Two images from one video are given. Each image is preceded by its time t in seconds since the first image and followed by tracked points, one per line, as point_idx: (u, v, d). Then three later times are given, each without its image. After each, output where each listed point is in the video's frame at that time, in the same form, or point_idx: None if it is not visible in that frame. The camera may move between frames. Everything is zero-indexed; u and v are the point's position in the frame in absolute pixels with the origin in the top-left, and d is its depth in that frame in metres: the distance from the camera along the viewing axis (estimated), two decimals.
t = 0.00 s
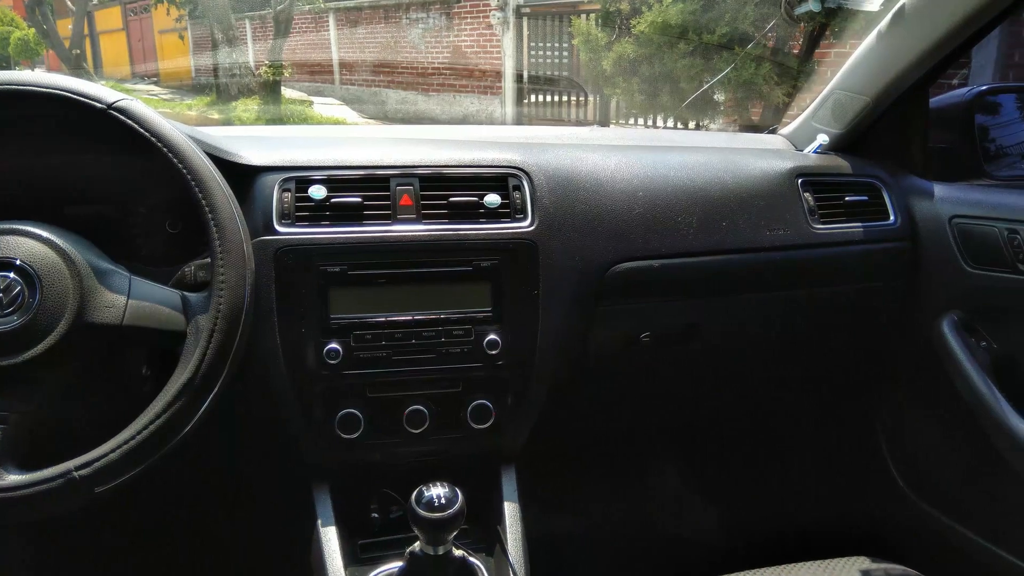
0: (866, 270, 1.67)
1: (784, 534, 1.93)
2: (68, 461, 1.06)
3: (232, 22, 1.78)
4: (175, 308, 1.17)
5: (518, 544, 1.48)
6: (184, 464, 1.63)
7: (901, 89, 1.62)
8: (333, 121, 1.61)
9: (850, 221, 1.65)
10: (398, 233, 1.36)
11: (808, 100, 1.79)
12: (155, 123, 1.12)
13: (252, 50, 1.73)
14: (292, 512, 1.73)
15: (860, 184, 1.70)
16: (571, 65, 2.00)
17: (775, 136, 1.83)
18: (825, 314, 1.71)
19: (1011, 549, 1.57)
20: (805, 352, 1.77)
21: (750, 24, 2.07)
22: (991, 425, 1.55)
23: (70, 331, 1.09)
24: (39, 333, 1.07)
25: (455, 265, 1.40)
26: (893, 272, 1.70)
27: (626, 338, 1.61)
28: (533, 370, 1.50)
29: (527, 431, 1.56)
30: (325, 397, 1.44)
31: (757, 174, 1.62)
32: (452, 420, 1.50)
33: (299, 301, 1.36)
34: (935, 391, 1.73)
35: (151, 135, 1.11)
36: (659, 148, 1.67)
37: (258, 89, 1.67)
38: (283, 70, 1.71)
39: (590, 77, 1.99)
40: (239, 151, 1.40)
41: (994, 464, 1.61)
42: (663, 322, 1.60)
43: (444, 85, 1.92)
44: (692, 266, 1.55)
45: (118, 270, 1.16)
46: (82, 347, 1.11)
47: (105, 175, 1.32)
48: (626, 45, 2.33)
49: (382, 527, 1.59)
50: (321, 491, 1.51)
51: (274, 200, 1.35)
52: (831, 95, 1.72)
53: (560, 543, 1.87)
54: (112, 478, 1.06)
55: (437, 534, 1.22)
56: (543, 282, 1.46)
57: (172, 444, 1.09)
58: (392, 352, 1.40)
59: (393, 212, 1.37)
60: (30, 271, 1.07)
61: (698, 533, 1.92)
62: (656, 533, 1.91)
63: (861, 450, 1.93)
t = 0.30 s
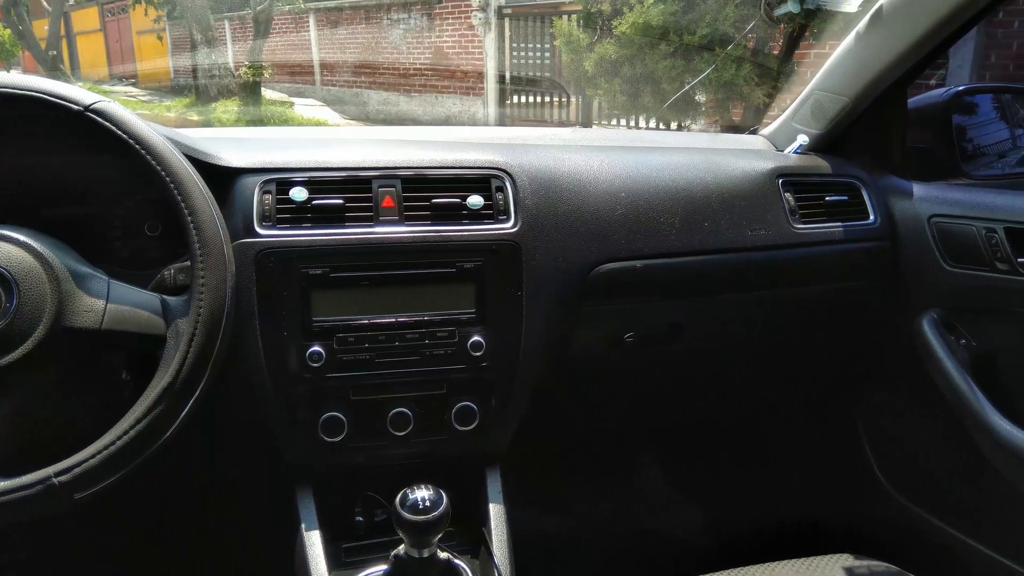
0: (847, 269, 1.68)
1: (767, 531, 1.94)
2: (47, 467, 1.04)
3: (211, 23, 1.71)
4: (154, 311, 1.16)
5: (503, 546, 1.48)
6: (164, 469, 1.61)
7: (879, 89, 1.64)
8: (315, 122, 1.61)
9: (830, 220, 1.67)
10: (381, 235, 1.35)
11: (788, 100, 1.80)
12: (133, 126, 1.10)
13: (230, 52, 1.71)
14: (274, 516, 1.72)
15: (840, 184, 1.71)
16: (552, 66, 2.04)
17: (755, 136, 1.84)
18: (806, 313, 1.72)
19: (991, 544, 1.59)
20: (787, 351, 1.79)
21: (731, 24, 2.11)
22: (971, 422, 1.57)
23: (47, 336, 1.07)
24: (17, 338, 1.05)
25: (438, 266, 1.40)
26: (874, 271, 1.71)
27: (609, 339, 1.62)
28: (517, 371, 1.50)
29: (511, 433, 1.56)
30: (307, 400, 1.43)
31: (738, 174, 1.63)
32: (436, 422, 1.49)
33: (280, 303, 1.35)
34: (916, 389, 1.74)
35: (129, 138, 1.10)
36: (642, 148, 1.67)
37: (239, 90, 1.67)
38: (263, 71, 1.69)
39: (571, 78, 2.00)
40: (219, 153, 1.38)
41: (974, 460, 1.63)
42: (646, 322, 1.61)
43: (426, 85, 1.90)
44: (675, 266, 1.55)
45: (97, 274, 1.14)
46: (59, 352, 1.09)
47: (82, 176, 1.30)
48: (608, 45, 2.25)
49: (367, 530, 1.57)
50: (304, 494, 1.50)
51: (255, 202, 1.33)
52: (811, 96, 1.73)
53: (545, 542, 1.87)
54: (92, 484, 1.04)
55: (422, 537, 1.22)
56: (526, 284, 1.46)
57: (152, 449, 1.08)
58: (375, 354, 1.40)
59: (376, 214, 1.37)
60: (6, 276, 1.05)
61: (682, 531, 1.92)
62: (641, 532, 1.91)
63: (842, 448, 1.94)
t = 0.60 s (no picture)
0: (832, 265, 1.69)
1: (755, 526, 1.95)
2: (31, 467, 1.03)
3: (195, 19, 1.71)
4: (139, 309, 1.15)
5: (492, 542, 1.49)
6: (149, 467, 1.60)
7: (864, 87, 1.65)
8: (301, 118, 1.60)
9: (815, 217, 1.68)
10: (368, 231, 1.35)
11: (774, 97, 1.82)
12: (117, 123, 1.09)
13: (216, 48, 1.70)
14: (260, 515, 1.71)
15: (825, 180, 1.72)
16: (540, 62, 2.03)
17: (741, 133, 1.86)
18: (793, 308, 1.73)
19: (975, 537, 1.61)
20: (773, 346, 1.80)
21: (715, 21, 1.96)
22: (955, 417, 1.59)
23: (30, 336, 1.06)
24: None
25: (426, 264, 1.39)
26: (859, 267, 1.73)
27: (597, 335, 1.62)
28: (505, 368, 1.50)
29: (499, 429, 1.56)
30: (294, 398, 1.42)
31: (724, 171, 1.64)
32: (424, 419, 1.49)
33: (266, 301, 1.34)
34: (901, 384, 1.76)
35: (113, 134, 1.08)
36: (628, 145, 1.67)
37: (223, 86, 1.65)
38: (248, 67, 1.69)
39: (557, 73, 1.99)
40: (205, 149, 1.37)
41: (958, 454, 1.65)
42: (634, 319, 1.61)
43: (411, 81, 1.86)
44: (662, 263, 1.56)
45: (81, 272, 1.13)
46: (42, 351, 1.08)
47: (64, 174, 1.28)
48: (594, 42, 2.27)
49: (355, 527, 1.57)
50: (291, 492, 1.50)
51: (240, 199, 1.32)
52: (796, 93, 1.74)
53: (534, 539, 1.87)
54: (77, 484, 1.03)
55: (411, 535, 1.22)
56: (514, 281, 1.46)
57: (138, 448, 1.07)
58: (363, 352, 1.39)
59: (362, 211, 1.36)
60: None
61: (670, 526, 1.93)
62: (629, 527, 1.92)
63: (828, 443, 1.96)
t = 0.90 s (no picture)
0: (816, 264, 1.71)
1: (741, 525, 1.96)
2: (12, 471, 1.02)
3: (178, 20, 1.72)
4: (122, 312, 1.15)
5: (479, 543, 1.49)
6: (134, 471, 1.59)
7: (846, 88, 1.67)
8: (285, 120, 1.60)
9: (799, 217, 1.69)
10: (353, 233, 1.35)
11: (758, 99, 1.84)
12: (99, 124, 1.08)
13: (199, 49, 1.69)
14: (246, 518, 1.70)
15: (808, 181, 1.74)
16: (524, 64, 2.05)
17: (726, 135, 1.87)
18: (778, 308, 1.74)
19: (959, 534, 1.62)
20: (759, 346, 1.81)
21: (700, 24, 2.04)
22: (938, 415, 1.60)
23: (11, 339, 1.05)
24: None
25: (411, 265, 1.39)
26: (843, 266, 1.74)
27: (583, 336, 1.62)
28: (491, 369, 1.50)
29: (486, 430, 1.56)
30: (280, 401, 1.41)
31: (709, 172, 1.64)
32: (410, 421, 1.49)
33: (250, 303, 1.34)
34: (885, 383, 1.77)
35: (95, 136, 1.08)
36: (613, 146, 1.68)
37: (207, 88, 1.65)
38: (231, 69, 1.67)
39: (544, 75, 2.00)
40: (189, 151, 1.37)
41: (942, 451, 1.66)
42: (620, 319, 1.61)
43: (398, 82, 1.89)
44: (647, 263, 1.56)
45: (63, 274, 1.12)
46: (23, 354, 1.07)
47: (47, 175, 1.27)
48: (580, 41, 2.34)
49: (341, 530, 1.56)
50: (277, 495, 1.49)
51: (223, 201, 1.32)
52: (779, 94, 1.76)
53: (521, 540, 1.87)
54: (59, 489, 1.03)
55: (397, 536, 1.21)
56: (500, 282, 1.46)
57: (121, 452, 1.06)
58: (349, 354, 1.39)
59: (348, 213, 1.36)
60: None
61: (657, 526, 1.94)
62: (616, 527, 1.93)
63: (813, 441, 1.97)
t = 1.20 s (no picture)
0: (802, 262, 1.72)
1: (729, 521, 1.97)
2: None
3: (163, 17, 1.65)
4: (107, 312, 1.14)
5: (469, 541, 1.48)
6: (121, 472, 1.58)
7: (832, 86, 1.68)
8: (272, 118, 1.61)
9: (785, 215, 1.70)
10: (341, 231, 1.34)
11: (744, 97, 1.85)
12: (84, 122, 1.07)
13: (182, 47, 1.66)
14: (234, 518, 1.69)
15: (794, 179, 1.75)
16: (512, 61, 2.02)
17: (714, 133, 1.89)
18: (765, 305, 1.75)
19: (944, 529, 1.64)
20: (746, 343, 1.82)
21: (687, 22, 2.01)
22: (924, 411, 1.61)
23: None
24: None
25: (400, 264, 1.39)
26: (829, 264, 1.75)
27: (572, 333, 1.62)
28: (480, 367, 1.50)
29: (475, 428, 1.56)
30: (268, 400, 1.41)
31: (697, 170, 1.65)
32: (399, 419, 1.48)
33: (237, 303, 1.33)
34: (871, 379, 1.79)
35: (79, 134, 1.07)
36: (601, 144, 1.68)
37: (193, 85, 1.65)
38: (217, 66, 1.69)
39: (531, 72, 2.01)
40: (175, 149, 1.36)
41: (927, 447, 1.68)
42: (608, 317, 1.62)
43: (384, 80, 1.84)
44: (635, 261, 1.57)
45: (48, 274, 1.11)
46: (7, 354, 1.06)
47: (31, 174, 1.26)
48: (566, 42, 2.25)
49: (330, 530, 1.56)
50: (265, 495, 1.49)
51: (210, 199, 1.31)
52: (765, 93, 1.77)
53: (511, 538, 1.87)
54: (45, 490, 1.02)
55: (386, 536, 1.21)
56: (488, 280, 1.46)
57: (107, 453, 1.05)
58: (337, 353, 1.39)
59: (335, 211, 1.35)
60: None
61: (646, 523, 1.94)
62: (605, 524, 1.93)
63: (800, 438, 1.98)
